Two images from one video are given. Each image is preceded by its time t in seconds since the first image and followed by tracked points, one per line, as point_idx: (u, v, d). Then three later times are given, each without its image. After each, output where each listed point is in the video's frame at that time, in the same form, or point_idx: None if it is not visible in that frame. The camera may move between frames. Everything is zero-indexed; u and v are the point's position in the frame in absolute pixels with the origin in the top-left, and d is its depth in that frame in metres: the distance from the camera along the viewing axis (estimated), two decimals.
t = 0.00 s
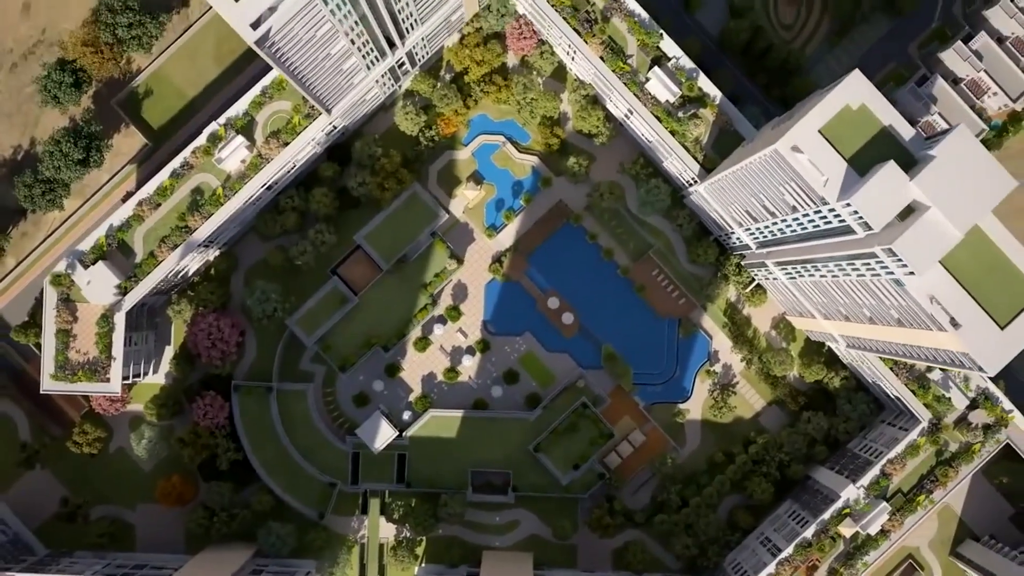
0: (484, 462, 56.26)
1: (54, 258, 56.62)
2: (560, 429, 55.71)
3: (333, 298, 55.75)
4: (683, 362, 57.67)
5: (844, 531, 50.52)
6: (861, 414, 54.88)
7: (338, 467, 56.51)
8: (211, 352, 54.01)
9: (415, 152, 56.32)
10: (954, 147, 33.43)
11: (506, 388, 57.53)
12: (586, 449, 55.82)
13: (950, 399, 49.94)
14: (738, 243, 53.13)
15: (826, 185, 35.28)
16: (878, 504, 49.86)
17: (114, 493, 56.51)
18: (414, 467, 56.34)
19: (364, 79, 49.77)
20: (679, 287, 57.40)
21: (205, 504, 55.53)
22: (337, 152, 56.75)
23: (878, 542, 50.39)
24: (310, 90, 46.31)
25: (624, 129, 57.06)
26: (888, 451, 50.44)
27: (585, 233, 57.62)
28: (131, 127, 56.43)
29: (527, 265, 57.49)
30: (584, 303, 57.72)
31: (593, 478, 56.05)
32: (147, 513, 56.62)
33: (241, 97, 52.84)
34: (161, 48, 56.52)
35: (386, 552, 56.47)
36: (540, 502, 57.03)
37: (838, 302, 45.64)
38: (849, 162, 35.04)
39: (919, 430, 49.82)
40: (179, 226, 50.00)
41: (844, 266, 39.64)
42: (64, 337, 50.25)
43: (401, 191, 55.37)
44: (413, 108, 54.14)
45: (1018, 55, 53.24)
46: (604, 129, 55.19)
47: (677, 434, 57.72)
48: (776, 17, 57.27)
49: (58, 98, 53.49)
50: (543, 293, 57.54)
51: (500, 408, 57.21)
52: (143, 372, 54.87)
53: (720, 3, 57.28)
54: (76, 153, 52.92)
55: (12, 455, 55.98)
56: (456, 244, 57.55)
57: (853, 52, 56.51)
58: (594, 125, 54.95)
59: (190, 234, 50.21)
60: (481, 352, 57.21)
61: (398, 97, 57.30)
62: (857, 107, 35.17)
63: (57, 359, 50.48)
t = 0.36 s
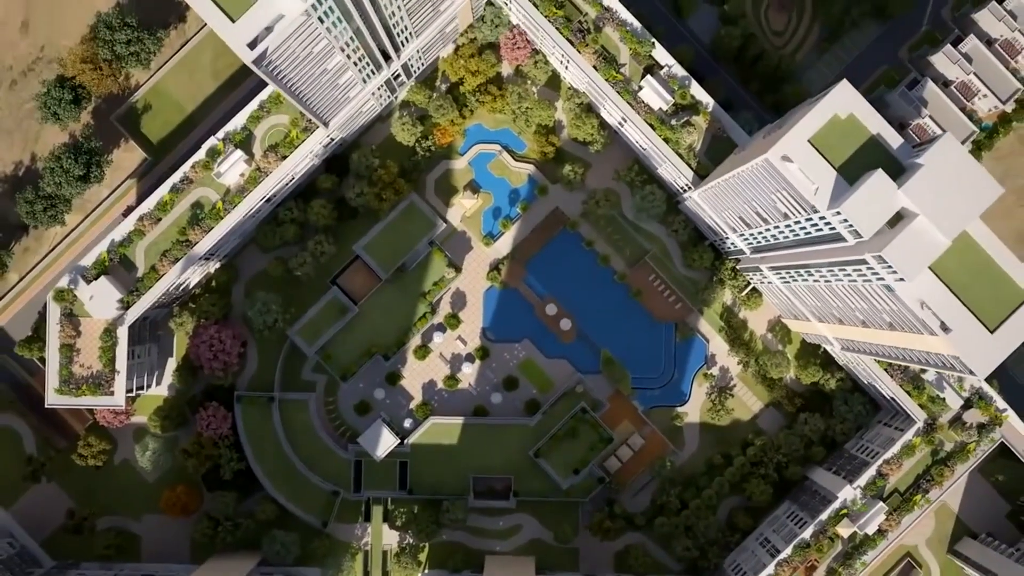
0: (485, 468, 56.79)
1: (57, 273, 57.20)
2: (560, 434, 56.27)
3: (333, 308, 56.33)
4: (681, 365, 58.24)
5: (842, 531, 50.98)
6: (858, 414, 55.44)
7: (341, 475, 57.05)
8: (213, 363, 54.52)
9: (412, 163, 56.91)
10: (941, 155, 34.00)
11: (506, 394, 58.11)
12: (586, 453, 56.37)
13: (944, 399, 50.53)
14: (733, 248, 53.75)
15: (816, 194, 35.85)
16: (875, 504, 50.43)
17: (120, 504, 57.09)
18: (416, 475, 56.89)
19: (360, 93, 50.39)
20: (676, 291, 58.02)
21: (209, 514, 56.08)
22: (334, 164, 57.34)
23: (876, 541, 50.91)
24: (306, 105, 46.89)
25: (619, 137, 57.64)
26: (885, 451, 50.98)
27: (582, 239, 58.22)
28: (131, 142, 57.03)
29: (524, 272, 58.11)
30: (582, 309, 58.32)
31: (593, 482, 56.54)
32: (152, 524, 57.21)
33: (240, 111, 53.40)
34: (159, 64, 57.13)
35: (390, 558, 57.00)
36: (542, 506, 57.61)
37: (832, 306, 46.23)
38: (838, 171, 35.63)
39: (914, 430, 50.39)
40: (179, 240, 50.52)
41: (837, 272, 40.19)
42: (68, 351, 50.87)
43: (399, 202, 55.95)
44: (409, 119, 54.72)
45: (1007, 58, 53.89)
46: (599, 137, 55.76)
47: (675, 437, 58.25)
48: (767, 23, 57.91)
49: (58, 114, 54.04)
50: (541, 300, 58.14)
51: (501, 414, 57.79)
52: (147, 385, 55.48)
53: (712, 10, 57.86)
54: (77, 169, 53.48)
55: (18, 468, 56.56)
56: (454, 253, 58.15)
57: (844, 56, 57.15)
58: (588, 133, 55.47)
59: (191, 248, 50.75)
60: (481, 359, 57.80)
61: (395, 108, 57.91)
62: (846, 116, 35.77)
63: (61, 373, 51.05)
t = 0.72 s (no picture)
0: (486, 472, 57.13)
1: (58, 281, 57.57)
2: (560, 438, 56.59)
3: (334, 314, 56.73)
4: (679, 368, 58.61)
5: (841, 531, 51.28)
6: (855, 415, 55.85)
7: (342, 480, 57.44)
8: (215, 370, 54.85)
9: (411, 169, 57.30)
10: (933, 160, 34.35)
11: (506, 398, 58.46)
12: (586, 456, 56.70)
13: (940, 399, 50.90)
14: (730, 251, 54.14)
15: (810, 200, 36.20)
16: (873, 504, 50.83)
17: (124, 511, 57.44)
18: (417, 479, 57.24)
19: (358, 101, 50.82)
20: (674, 294, 58.40)
21: (212, 520, 56.36)
22: (333, 171, 57.73)
23: (874, 541, 51.25)
24: (304, 114, 47.32)
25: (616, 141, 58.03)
26: (882, 451, 51.31)
27: (580, 244, 58.58)
28: (131, 151, 57.39)
29: (523, 277, 58.53)
30: (581, 313, 58.70)
31: (594, 484, 56.79)
32: (155, 530, 57.55)
33: (239, 120, 53.75)
34: (158, 73, 57.48)
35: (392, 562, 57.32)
36: (543, 509, 57.99)
37: (828, 309, 46.61)
38: (832, 177, 35.98)
39: (911, 430, 50.73)
40: (179, 249, 50.85)
41: (832, 276, 40.54)
42: (70, 360, 51.24)
43: (398, 208, 56.28)
44: (407, 126, 55.07)
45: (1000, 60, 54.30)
46: (596, 142, 56.11)
47: (675, 439, 58.60)
48: (762, 27, 58.31)
49: (58, 125, 54.43)
50: (540, 304, 58.53)
51: (501, 418, 58.15)
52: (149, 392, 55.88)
53: (707, 15, 58.23)
54: (78, 179, 53.82)
55: (21, 477, 56.92)
56: (453, 258, 58.53)
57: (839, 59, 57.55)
58: (585, 138, 55.82)
59: (191, 256, 51.06)
60: (481, 363, 58.13)
61: (393, 115, 58.30)
62: (839, 122, 36.14)
63: (64, 382, 51.46)
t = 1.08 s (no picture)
0: (486, 473, 57.23)
1: (58, 284, 57.69)
2: (560, 439, 56.68)
3: (334, 316, 56.85)
4: (679, 368, 58.73)
5: (841, 531, 51.38)
6: (855, 415, 55.99)
7: (343, 482, 57.54)
8: (215, 372, 54.96)
9: (410, 171, 57.45)
10: (931, 162, 34.45)
11: (506, 399, 58.62)
12: (585, 456, 56.78)
13: (939, 399, 50.97)
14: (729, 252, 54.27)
15: (808, 202, 36.30)
16: (872, 504, 51.00)
17: (125, 513, 57.57)
18: (417, 480, 57.34)
19: (358, 103, 50.94)
20: (673, 295, 58.53)
21: (213, 522, 56.48)
22: (333, 173, 57.86)
23: (874, 541, 51.36)
24: (304, 117, 47.43)
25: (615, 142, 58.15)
26: (881, 451, 51.45)
27: (580, 245, 58.70)
28: (131, 154, 57.53)
29: (523, 278, 58.68)
30: (581, 314, 58.83)
31: (594, 485, 56.84)
32: (156, 532, 57.69)
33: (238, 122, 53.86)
34: (158, 76, 57.61)
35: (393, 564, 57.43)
36: (543, 510, 58.14)
37: (826, 309, 46.75)
38: (829, 178, 36.10)
39: (910, 430, 50.85)
40: (179, 252, 50.96)
41: (830, 277, 40.66)
42: (71, 363, 51.42)
43: (398, 210, 56.36)
44: (406, 128, 55.19)
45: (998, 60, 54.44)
46: (595, 143, 56.25)
47: (675, 440, 58.73)
48: (760, 28, 58.46)
49: (58, 128, 54.55)
50: (540, 305, 58.69)
51: (501, 419, 58.29)
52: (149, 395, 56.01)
53: (705, 16, 58.38)
54: (78, 182, 53.92)
55: (23, 479, 57.05)
56: (452, 260, 58.68)
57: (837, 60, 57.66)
58: (584, 139, 55.96)
59: (192, 259, 51.14)
60: (480, 364, 58.24)
61: (392, 117, 58.42)
62: (836, 123, 36.27)
63: (65, 385, 51.62)
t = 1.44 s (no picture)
0: (485, 473, 57.27)
1: (58, 284, 57.69)
2: (560, 438, 56.71)
3: (334, 316, 56.83)
4: (678, 368, 58.73)
5: (841, 531, 51.38)
6: (854, 415, 55.99)
7: (343, 482, 57.54)
8: (215, 372, 54.96)
9: (410, 171, 57.46)
10: (931, 162, 34.45)
11: (506, 399, 58.63)
12: (585, 456, 56.83)
13: (939, 399, 50.95)
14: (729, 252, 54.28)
15: (808, 201, 36.30)
16: (872, 504, 51.01)
17: (125, 513, 57.58)
18: (417, 480, 57.36)
19: (357, 103, 50.95)
20: (673, 295, 58.56)
21: (213, 522, 56.50)
22: (333, 174, 57.87)
23: (874, 541, 51.36)
24: (303, 117, 47.44)
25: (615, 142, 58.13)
26: (881, 451, 51.46)
27: (579, 245, 58.71)
28: (131, 154, 57.57)
29: (523, 278, 58.71)
30: (581, 314, 58.84)
31: (594, 485, 56.82)
32: (157, 532, 57.69)
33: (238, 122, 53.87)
34: (158, 76, 57.64)
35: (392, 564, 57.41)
36: (543, 510, 58.14)
37: (826, 309, 46.77)
38: (829, 178, 36.11)
39: (910, 430, 50.86)
40: (179, 252, 50.96)
41: (830, 277, 40.66)
42: (72, 363, 51.45)
43: (398, 210, 56.35)
44: (406, 128, 55.21)
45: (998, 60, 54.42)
46: (595, 144, 56.29)
47: (674, 440, 58.73)
48: (760, 28, 58.49)
49: (58, 128, 54.55)
50: (540, 306, 58.72)
51: (501, 419, 58.31)
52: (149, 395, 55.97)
53: (705, 16, 58.40)
54: (78, 182, 53.91)
55: (23, 480, 57.07)
56: (452, 260, 58.69)
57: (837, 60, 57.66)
58: (584, 139, 55.99)
59: (192, 259, 51.14)
60: (480, 364, 58.26)
61: (392, 117, 58.43)
62: (835, 123, 36.29)
63: (65, 385, 51.65)
